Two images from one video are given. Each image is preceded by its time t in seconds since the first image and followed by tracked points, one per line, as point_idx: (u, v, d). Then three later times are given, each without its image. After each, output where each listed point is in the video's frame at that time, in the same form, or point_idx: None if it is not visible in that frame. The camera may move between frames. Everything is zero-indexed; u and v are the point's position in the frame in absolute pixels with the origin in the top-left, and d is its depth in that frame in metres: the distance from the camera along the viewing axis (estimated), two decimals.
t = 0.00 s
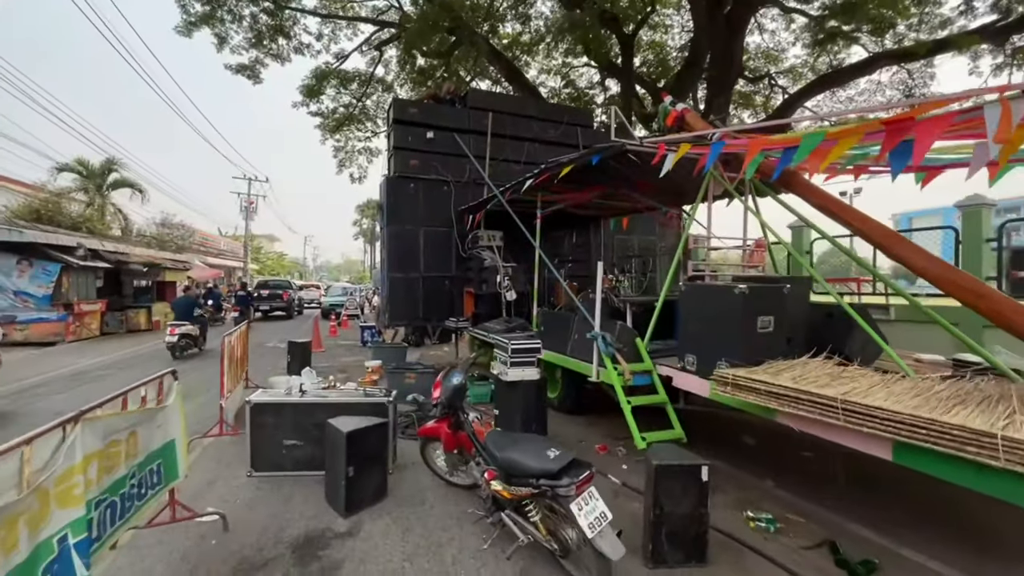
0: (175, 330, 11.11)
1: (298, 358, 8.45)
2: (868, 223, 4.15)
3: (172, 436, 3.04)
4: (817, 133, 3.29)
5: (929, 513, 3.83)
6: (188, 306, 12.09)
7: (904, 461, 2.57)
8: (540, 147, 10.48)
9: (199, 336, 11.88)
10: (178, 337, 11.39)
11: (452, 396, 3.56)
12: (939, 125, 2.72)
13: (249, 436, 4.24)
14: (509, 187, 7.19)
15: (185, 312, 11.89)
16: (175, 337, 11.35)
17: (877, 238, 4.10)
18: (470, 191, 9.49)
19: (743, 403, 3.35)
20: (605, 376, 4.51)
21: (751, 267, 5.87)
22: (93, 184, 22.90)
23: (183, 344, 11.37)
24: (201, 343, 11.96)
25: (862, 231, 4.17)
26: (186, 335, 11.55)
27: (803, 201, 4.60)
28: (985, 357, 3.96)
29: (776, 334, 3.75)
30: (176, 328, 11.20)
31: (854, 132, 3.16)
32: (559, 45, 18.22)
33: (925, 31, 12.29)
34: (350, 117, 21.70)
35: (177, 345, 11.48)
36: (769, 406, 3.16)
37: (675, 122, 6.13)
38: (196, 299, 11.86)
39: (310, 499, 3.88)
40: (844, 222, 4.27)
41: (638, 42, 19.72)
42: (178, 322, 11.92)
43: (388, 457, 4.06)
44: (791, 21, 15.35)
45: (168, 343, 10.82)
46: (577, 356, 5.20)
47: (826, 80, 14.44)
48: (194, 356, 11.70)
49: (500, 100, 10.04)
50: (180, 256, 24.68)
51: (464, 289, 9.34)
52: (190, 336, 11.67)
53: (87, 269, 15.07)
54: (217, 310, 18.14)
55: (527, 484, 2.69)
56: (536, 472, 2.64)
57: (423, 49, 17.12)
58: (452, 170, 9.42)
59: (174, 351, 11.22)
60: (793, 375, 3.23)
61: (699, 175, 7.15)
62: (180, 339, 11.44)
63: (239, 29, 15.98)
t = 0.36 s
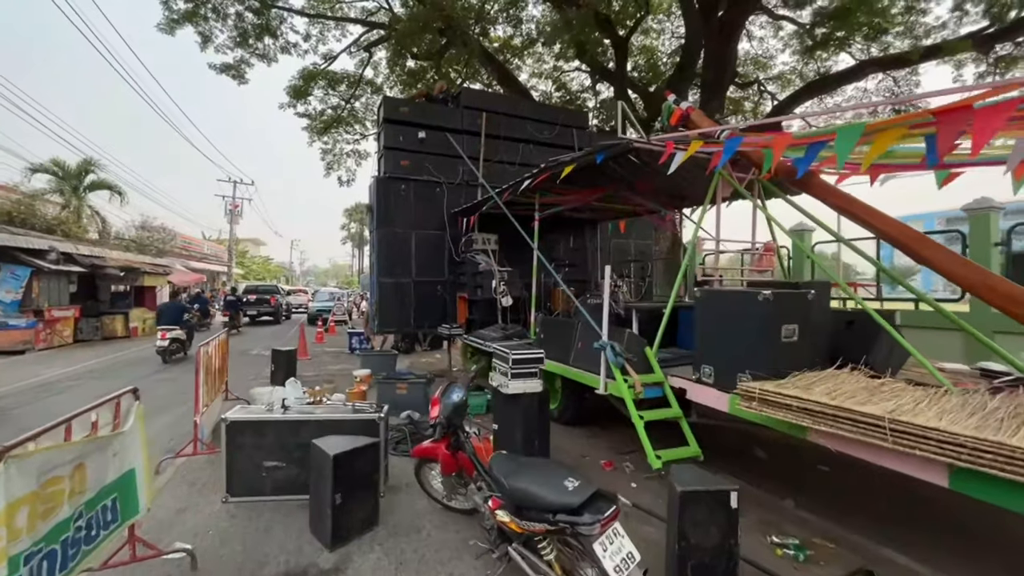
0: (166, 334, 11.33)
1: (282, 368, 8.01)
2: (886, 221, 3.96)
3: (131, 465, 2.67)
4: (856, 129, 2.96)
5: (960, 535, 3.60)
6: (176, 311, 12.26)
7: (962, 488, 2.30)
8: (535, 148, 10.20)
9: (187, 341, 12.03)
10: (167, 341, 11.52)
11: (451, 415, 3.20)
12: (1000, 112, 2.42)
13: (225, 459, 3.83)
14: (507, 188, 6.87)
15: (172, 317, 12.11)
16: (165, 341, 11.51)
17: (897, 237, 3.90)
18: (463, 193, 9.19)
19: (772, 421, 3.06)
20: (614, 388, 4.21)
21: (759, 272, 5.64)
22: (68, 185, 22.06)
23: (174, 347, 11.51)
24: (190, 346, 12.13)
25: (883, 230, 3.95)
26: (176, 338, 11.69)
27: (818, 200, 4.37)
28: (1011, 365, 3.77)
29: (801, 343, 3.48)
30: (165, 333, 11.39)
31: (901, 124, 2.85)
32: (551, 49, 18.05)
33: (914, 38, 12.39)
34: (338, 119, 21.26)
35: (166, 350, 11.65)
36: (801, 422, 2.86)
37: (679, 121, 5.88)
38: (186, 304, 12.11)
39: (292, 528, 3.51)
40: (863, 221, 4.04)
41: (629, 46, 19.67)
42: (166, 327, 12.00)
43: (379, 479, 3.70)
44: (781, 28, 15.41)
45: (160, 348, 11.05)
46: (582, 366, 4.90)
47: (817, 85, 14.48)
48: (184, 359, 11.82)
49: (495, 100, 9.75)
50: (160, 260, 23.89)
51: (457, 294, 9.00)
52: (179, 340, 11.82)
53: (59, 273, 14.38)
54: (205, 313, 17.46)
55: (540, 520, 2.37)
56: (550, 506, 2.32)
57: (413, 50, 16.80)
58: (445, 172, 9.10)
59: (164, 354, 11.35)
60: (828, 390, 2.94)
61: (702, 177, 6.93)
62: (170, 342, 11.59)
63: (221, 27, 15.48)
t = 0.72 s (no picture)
0: (158, 337, 11.14)
1: (270, 377, 7.59)
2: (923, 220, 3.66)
3: (91, 498, 2.29)
4: (912, 114, 2.68)
5: (1006, 557, 3.36)
6: (168, 315, 12.10)
7: None
8: (534, 149, 9.92)
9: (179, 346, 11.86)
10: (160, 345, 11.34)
11: (462, 435, 2.79)
12: None
13: (206, 482, 3.45)
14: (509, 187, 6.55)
15: (163, 321, 11.93)
16: (158, 344, 11.34)
17: (935, 236, 3.60)
18: (461, 193, 8.87)
19: (815, 439, 2.78)
20: (632, 399, 3.89)
21: (775, 275, 5.40)
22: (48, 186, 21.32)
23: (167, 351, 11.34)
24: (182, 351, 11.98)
25: (920, 230, 3.65)
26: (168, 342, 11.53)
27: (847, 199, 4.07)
28: None
29: (840, 352, 3.19)
30: (157, 337, 11.18)
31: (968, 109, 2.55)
32: (546, 51, 17.81)
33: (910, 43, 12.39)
34: (329, 122, 20.86)
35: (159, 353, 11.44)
36: (854, 443, 2.56)
37: (690, 117, 5.62)
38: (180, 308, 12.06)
39: (281, 560, 3.13)
40: (898, 223, 3.74)
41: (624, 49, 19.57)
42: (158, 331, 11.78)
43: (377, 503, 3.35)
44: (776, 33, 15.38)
45: (153, 353, 10.87)
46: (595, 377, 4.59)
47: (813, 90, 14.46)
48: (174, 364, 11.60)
49: (494, 99, 9.44)
50: (144, 264, 23.18)
51: (454, 298, 8.68)
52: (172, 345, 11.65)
53: (36, 277, 13.75)
54: (195, 319, 16.93)
55: (575, 562, 2.07)
56: (587, 549, 2.01)
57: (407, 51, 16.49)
58: (442, 172, 8.77)
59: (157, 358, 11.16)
60: (880, 405, 2.66)
61: (710, 178, 6.70)
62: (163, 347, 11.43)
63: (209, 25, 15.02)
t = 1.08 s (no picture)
0: (152, 336, 10.86)
1: (262, 383, 7.22)
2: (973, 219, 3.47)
3: (52, 537, 1.97)
4: (990, 96, 2.36)
5: None
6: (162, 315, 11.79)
7: None
8: (537, 146, 9.63)
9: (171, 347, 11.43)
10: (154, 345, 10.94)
11: (483, 456, 2.50)
12: None
13: (189, 505, 3.10)
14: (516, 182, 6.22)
15: (156, 322, 11.64)
16: (151, 345, 10.94)
17: (985, 236, 3.44)
18: (462, 192, 8.56)
19: (874, 458, 2.51)
20: (657, 412, 3.62)
21: (798, 277, 5.14)
22: (31, 185, 20.66)
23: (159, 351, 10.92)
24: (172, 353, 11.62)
25: (970, 229, 3.48)
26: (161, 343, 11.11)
27: (885, 195, 3.85)
28: None
29: (893, 361, 2.90)
30: (152, 336, 10.90)
31: None
32: (545, 49, 17.52)
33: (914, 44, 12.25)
34: (322, 120, 20.42)
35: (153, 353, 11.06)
36: (926, 462, 2.28)
37: (707, 109, 5.31)
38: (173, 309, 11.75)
39: None
40: (944, 221, 3.56)
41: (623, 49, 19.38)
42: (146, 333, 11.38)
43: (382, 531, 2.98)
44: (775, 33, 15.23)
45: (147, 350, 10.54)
46: (615, 386, 4.31)
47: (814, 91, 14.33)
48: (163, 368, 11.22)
49: (496, 94, 9.13)
50: (131, 264, 22.55)
51: (455, 300, 8.35)
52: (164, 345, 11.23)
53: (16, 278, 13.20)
54: (189, 320, 16.50)
55: None
56: None
57: (404, 47, 16.13)
58: (442, 169, 8.45)
59: (150, 358, 10.76)
60: (951, 422, 2.38)
61: (724, 176, 6.43)
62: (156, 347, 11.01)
63: (199, 20, 14.56)
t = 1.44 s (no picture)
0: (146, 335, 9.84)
1: (249, 387, 6.86)
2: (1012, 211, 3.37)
3: None
4: None
5: None
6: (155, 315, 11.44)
7: None
8: (536, 142, 9.36)
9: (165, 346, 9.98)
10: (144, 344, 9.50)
11: (498, 476, 2.18)
12: None
13: (162, 529, 2.77)
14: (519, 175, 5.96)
15: (149, 322, 11.29)
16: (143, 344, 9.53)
17: None
18: (459, 188, 8.27)
19: (927, 473, 2.32)
20: (679, 419, 3.36)
21: (814, 276, 4.91)
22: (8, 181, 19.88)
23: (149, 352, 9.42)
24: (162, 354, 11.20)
25: (1009, 221, 3.39)
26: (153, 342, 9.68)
27: (915, 186, 3.67)
28: None
29: (939, 366, 2.66)
30: (144, 334, 9.75)
31: None
32: (540, 47, 17.27)
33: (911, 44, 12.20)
34: (312, 117, 19.96)
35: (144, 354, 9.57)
36: (997, 479, 2.03)
37: (719, 99, 5.07)
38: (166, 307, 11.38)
39: None
40: (982, 214, 3.46)
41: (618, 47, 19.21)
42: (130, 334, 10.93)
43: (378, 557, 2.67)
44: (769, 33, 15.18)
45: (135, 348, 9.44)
46: (628, 392, 4.05)
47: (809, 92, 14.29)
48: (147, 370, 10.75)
49: (494, 88, 8.85)
50: (113, 264, 21.86)
51: (451, 301, 8.05)
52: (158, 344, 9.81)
53: None
54: (180, 319, 15.94)
55: None
56: None
57: (396, 43, 15.75)
58: (438, 164, 8.15)
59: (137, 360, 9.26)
60: (1018, 434, 2.15)
61: (732, 173, 6.23)
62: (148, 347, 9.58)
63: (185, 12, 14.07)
